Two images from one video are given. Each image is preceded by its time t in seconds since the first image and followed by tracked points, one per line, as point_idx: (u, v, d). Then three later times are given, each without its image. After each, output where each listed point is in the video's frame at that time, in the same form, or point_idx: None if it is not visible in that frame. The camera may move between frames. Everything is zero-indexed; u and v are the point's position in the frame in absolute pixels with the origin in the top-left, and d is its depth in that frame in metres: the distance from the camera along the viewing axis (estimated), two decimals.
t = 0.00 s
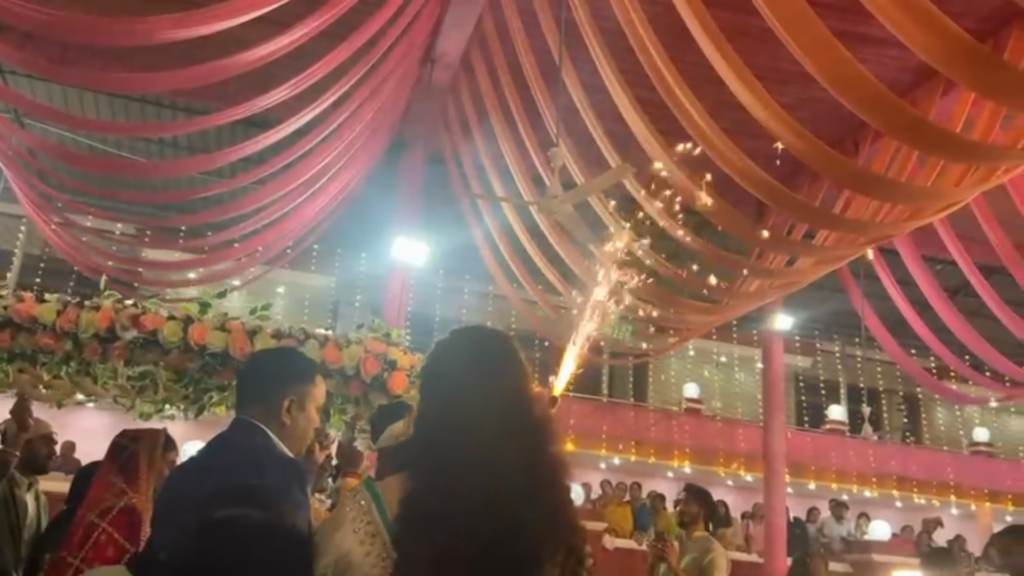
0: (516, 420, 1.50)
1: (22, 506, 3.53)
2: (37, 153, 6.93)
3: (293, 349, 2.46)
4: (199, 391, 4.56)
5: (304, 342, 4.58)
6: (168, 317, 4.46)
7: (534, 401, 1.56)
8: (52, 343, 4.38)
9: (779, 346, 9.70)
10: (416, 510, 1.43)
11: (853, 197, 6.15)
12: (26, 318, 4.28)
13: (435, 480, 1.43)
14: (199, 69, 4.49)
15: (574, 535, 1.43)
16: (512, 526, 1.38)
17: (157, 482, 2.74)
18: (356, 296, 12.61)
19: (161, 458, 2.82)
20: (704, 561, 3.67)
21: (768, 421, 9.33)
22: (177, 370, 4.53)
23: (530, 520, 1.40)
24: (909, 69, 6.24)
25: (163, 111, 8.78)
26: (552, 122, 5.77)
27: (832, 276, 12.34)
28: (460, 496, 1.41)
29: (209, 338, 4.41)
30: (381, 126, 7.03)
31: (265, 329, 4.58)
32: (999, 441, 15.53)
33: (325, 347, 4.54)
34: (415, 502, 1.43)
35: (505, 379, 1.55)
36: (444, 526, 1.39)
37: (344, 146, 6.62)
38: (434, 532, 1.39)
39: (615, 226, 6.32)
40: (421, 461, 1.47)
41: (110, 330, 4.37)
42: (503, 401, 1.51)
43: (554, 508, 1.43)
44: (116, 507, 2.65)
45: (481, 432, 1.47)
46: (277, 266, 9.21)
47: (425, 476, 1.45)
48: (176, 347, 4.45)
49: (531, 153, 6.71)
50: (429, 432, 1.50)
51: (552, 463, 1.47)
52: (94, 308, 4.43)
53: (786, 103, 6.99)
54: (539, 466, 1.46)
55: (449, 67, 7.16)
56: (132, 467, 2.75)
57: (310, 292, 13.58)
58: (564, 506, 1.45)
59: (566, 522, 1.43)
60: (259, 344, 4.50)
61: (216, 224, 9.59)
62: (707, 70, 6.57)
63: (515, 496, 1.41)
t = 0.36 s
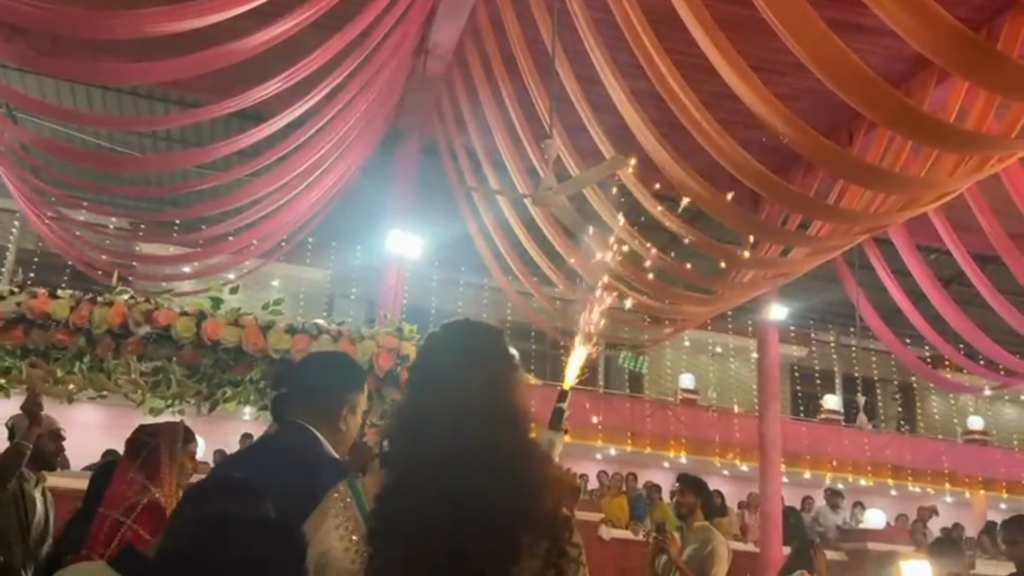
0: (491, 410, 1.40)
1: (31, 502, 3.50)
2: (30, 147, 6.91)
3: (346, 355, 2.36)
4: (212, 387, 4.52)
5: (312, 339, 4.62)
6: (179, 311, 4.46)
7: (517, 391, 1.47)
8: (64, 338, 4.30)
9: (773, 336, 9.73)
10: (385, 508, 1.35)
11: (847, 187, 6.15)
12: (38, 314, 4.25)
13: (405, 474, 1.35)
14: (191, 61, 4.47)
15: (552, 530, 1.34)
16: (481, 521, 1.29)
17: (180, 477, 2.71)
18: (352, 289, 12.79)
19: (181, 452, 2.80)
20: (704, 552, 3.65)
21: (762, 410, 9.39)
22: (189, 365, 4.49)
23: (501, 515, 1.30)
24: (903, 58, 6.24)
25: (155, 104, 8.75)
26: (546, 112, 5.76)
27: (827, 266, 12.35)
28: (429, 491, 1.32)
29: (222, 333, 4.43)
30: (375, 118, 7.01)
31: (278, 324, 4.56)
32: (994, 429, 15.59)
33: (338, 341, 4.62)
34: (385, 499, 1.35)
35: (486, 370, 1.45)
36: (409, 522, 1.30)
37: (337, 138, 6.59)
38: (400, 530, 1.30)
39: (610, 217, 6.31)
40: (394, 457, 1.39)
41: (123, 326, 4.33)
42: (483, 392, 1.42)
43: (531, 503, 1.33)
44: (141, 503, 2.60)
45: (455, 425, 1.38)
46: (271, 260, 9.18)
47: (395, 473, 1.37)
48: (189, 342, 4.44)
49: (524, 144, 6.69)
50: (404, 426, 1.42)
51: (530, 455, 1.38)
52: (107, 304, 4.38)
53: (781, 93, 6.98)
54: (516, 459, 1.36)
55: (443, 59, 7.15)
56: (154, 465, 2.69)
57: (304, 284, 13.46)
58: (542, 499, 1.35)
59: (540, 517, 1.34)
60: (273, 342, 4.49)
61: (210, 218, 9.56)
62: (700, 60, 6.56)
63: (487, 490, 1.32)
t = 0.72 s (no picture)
0: (494, 397, 1.39)
1: (62, 492, 3.66)
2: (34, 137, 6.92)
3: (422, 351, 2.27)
4: (239, 375, 4.41)
5: (342, 330, 4.29)
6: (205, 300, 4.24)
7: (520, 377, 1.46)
8: (94, 329, 4.08)
9: (779, 321, 9.73)
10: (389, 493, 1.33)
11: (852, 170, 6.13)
12: (66, 304, 3.99)
13: (409, 460, 1.33)
14: (195, 48, 4.47)
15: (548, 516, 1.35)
16: (483, 508, 1.28)
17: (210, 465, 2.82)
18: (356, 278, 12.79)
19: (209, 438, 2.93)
20: (714, 536, 3.64)
21: (768, 393, 9.41)
22: (217, 355, 4.33)
23: (502, 502, 1.30)
24: (908, 40, 6.21)
25: (157, 93, 8.75)
26: (549, 97, 5.75)
27: (831, 250, 12.35)
28: (434, 476, 1.31)
29: (250, 323, 4.24)
30: (377, 104, 6.99)
31: (306, 312, 4.34)
32: (999, 411, 15.61)
33: (365, 331, 4.32)
34: (388, 483, 1.33)
35: (490, 354, 1.43)
36: (413, 508, 1.29)
37: (340, 126, 6.57)
38: (405, 515, 1.29)
39: (615, 202, 6.29)
40: (399, 442, 1.37)
41: (152, 317, 4.13)
42: (489, 377, 1.40)
43: (531, 491, 1.34)
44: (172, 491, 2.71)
45: (461, 410, 1.36)
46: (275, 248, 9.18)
47: (401, 458, 1.35)
48: (217, 331, 4.25)
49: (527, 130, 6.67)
50: (409, 410, 1.40)
51: (532, 441, 1.38)
52: (135, 294, 4.16)
53: (785, 77, 6.96)
54: (518, 446, 1.35)
55: (445, 44, 7.12)
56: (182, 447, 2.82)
57: (309, 272, 13.45)
58: (542, 486, 1.36)
59: (539, 505, 1.34)
60: (298, 332, 4.27)
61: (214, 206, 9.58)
62: (704, 43, 6.54)
63: (489, 477, 1.31)
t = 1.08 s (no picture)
0: (528, 386, 1.35)
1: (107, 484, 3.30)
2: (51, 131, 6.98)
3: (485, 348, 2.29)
4: (285, 369, 4.37)
5: (384, 326, 4.27)
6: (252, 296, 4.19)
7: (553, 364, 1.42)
8: (143, 325, 4.04)
9: (796, 307, 9.69)
10: (424, 484, 1.30)
11: (869, 153, 6.09)
12: (117, 300, 3.95)
13: (440, 452, 1.30)
14: (210, 39, 4.49)
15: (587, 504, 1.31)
16: (518, 499, 1.24)
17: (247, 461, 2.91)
18: (371, 267, 12.84)
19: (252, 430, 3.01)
20: (729, 525, 3.53)
21: (784, 379, 9.38)
22: (263, 349, 4.29)
23: (539, 492, 1.26)
24: (926, 21, 6.15)
25: (173, 85, 8.79)
26: (563, 85, 5.73)
27: (848, 235, 12.26)
28: (469, 467, 1.27)
29: (296, 319, 4.18)
30: (391, 93, 6.99)
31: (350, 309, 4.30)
32: (1018, 395, 15.49)
33: (407, 326, 4.24)
34: (421, 475, 1.31)
35: (525, 341, 1.39)
36: (448, 500, 1.26)
37: (354, 116, 6.59)
38: (440, 508, 1.26)
39: (631, 188, 6.25)
40: (434, 433, 1.34)
41: (200, 313, 4.07)
42: (522, 366, 1.36)
43: (569, 480, 1.29)
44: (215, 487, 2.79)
45: (494, 399, 1.33)
46: (291, 238, 9.23)
47: (435, 450, 1.32)
48: (264, 327, 4.19)
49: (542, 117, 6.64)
50: (443, 400, 1.36)
51: (568, 429, 1.33)
52: (183, 290, 4.09)
53: (801, 60, 6.91)
54: (548, 432, 1.31)
55: (458, 32, 7.11)
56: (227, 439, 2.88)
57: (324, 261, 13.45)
58: (579, 475, 1.31)
59: (577, 495, 1.30)
60: (343, 327, 4.24)
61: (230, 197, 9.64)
62: (718, 28, 6.51)
63: (525, 466, 1.27)
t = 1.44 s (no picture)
0: (578, 395, 1.39)
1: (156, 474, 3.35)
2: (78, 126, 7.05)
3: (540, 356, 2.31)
4: (336, 365, 4.39)
5: (432, 320, 4.22)
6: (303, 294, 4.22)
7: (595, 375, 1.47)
8: (198, 324, 4.12)
9: (821, 295, 9.61)
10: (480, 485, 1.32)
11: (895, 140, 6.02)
12: (172, 301, 4.02)
13: (503, 452, 1.32)
14: (233, 35, 4.53)
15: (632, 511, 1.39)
16: (576, 505, 1.30)
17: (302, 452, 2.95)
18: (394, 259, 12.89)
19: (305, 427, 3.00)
20: (751, 518, 3.52)
21: (810, 369, 9.32)
22: (314, 345, 4.32)
23: (595, 500, 1.32)
24: (953, 5, 6.05)
25: (197, 80, 8.87)
26: (586, 76, 5.71)
27: (874, 222, 12.13)
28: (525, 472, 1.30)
29: (346, 315, 4.20)
30: (414, 85, 7.01)
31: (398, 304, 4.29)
32: None
33: (455, 320, 4.20)
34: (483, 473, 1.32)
35: (576, 353, 1.43)
36: (506, 502, 1.28)
37: (376, 109, 6.60)
38: (497, 508, 1.28)
39: (654, 179, 6.23)
40: (493, 436, 1.35)
41: (253, 311, 4.12)
42: (574, 376, 1.41)
43: (618, 488, 1.37)
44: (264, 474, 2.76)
45: (548, 409, 1.37)
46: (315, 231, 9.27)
47: (489, 453, 1.34)
48: (316, 323, 4.22)
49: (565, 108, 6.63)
50: (495, 407, 1.39)
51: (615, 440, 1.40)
52: (236, 289, 4.14)
53: (825, 47, 6.84)
54: (601, 442, 1.37)
55: (480, 23, 7.11)
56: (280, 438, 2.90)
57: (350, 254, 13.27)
58: (626, 483, 1.39)
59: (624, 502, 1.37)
60: (392, 323, 4.20)
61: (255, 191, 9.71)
62: (741, 15, 6.45)
63: (580, 475, 1.33)
